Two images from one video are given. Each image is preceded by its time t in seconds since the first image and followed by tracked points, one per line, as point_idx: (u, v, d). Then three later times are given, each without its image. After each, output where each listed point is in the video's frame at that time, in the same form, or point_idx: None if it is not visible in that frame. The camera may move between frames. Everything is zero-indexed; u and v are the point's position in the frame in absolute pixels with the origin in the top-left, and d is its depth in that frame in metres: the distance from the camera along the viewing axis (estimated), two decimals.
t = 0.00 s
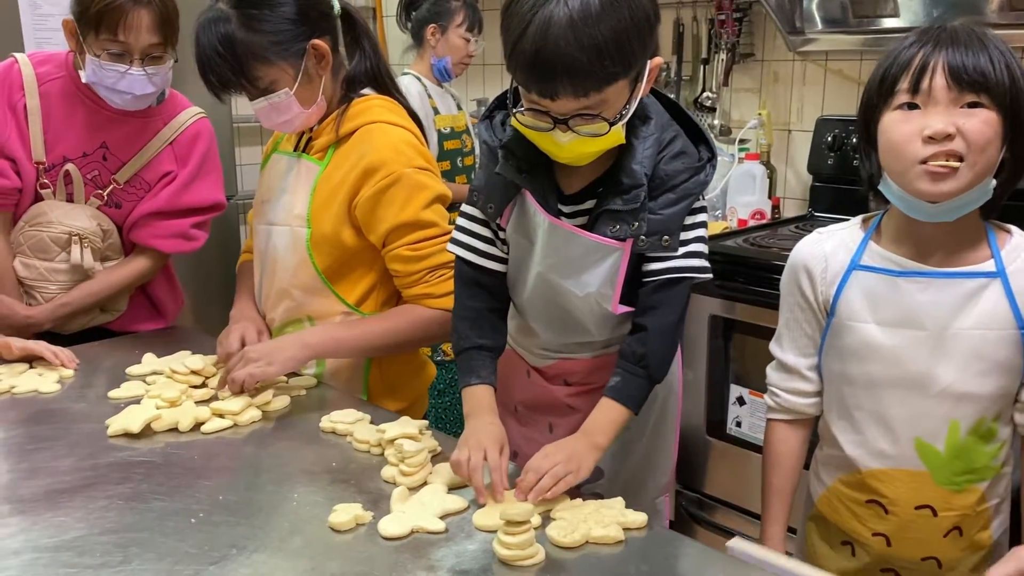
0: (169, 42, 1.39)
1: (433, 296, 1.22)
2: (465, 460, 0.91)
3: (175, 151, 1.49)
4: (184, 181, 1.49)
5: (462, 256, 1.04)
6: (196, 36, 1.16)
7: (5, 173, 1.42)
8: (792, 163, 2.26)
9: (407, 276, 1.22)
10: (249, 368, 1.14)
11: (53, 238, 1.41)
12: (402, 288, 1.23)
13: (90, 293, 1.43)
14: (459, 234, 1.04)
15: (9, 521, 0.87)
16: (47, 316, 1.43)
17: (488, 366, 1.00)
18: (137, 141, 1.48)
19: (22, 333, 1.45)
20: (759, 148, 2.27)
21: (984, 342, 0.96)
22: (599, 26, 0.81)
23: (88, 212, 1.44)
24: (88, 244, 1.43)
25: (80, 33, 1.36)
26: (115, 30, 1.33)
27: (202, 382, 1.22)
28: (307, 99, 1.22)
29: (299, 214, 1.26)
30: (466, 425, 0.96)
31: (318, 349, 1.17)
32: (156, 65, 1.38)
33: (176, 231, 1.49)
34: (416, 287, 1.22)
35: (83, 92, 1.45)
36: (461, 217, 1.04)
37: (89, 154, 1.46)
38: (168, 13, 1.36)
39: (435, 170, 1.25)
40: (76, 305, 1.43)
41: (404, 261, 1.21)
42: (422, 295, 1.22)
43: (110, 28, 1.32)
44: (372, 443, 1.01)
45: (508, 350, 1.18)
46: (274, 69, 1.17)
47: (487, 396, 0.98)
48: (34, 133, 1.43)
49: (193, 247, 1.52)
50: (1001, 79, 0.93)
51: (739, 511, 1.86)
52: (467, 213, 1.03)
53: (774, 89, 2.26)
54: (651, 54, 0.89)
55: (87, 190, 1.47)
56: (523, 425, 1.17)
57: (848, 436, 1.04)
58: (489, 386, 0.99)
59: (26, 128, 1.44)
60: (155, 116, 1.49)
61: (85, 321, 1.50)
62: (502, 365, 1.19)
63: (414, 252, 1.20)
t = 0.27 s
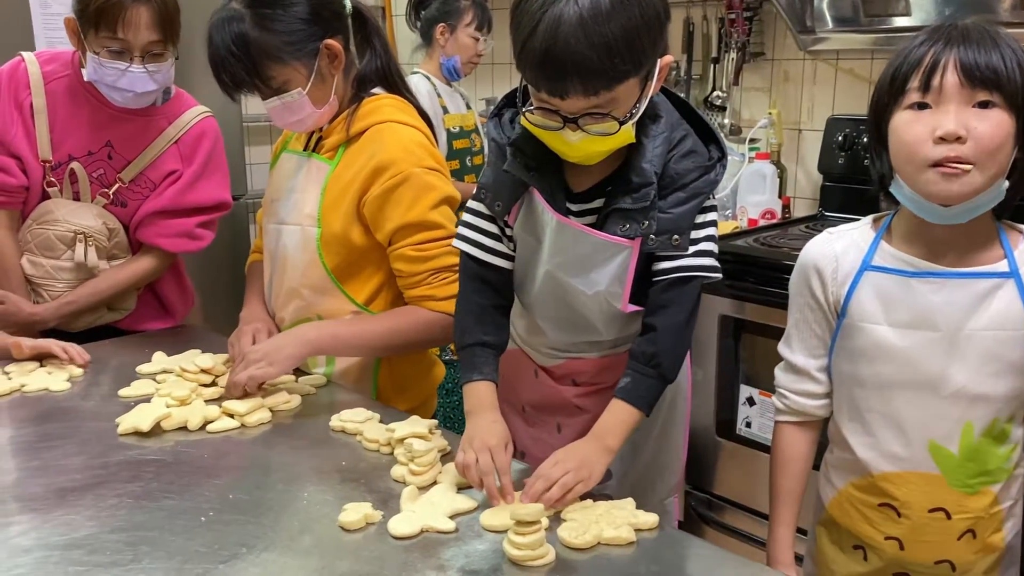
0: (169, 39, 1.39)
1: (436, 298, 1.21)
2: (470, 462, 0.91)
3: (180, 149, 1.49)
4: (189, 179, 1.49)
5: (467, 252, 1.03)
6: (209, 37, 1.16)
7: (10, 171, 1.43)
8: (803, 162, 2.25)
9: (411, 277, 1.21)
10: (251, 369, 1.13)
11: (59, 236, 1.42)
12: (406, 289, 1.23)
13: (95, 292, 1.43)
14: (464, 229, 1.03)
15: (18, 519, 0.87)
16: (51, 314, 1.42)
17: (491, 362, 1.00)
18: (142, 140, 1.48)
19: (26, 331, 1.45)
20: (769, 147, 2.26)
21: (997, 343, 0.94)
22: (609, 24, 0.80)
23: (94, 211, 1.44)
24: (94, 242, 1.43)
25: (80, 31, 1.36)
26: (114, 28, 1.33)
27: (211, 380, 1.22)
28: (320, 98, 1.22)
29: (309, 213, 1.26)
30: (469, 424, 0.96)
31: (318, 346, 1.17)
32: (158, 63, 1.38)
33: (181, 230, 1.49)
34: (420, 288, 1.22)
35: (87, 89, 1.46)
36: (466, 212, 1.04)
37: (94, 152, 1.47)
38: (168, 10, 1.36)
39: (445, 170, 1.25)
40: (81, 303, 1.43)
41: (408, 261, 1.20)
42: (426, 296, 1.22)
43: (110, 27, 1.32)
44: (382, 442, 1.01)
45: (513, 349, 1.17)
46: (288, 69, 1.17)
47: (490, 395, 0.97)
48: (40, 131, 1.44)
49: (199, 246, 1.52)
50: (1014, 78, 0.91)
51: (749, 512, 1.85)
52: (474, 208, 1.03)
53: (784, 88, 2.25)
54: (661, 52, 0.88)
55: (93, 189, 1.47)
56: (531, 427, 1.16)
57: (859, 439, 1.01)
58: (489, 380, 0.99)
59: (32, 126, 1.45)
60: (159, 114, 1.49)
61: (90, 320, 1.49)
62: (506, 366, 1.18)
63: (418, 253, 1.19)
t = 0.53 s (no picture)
0: (166, 36, 1.39)
1: (443, 297, 1.21)
2: (477, 463, 0.91)
3: (182, 147, 1.49)
4: (191, 177, 1.48)
5: (474, 251, 1.02)
6: (214, 36, 1.15)
7: (12, 168, 1.44)
8: (812, 161, 2.24)
9: (418, 277, 1.21)
10: (258, 373, 1.13)
11: (62, 234, 1.41)
12: (413, 288, 1.22)
13: (99, 291, 1.43)
14: (472, 229, 1.02)
15: (25, 518, 0.87)
16: (54, 312, 1.42)
17: (499, 365, 0.99)
18: (145, 138, 1.48)
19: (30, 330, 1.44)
20: (778, 146, 2.25)
21: (1008, 345, 0.93)
22: (613, 21, 0.80)
23: (98, 210, 1.44)
24: (97, 241, 1.43)
25: (78, 29, 1.36)
26: (109, 26, 1.33)
27: (219, 379, 1.21)
28: (326, 98, 1.22)
29: (316, 212, 1.25)
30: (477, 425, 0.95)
31: (324, 346, 1.16)
32: (155, 61, 1.38)
33: (184, 228, 1.48)
34: (427, 287, 1.21)
35: (88, 86, 1.46)
36: (474, 212, 1.03)
37: (97, 150, 1.47)
38: (164, 7, 1.35)
39: (452, 170, 1.25)
40: (84, 302, 1.43)
41: (415, 260, 1.20)
42: (433, 296, 1.21)
43: (106, 24, 1.33)
44: (389, 442, 1.01)
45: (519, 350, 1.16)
46: (294, 68, 1.16)
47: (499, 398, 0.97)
48: (42, 129, 1.44)
49: (203, 244, 1.51)
50: None
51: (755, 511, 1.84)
52: (480, 207, 1.02)
53: (793, 87, 2.24)
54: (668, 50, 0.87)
55: (96, 186, 1.47)
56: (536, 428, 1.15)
57: (867, 442, 1.00)
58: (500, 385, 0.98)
59: (35, 124, 1.45)
60: (161, 112, 1.49)
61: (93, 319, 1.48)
62: (513, 366, 1.17)
63: (425, 253, 1.19)
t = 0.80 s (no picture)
0: (163, 33, 1.38)
1: (449, 299, 1.20)
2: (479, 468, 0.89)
3: (181, 146, 1.48)
4: (189, 176, 1.47)
5: (485, 260, 1.01)
6: (220, 35, 1.14)
7: (12, 167, 1.44)
8: (819, 161, 2.23)
9: (424, 278, 1.20)
10: (265, 376, 1.12)
11: (62, 233, 1.41)
12: (419, 289, 1.22)
13: (98, 290, 1.43)
14: (482, 239, 1.01)
15: (28, 521, 0.86)
16: (53, 311, 1.42)
17: (512, 376, 0.97)
18: (144, 136, 1.47)
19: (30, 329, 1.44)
20: (785, 146, 2.23)
21: (1016, 350, 0.91)
22: (612, 13, 0.77)
23: (97, 208, 1.43)
24: (96, 240, 1.42)
25: (74, 25, 1.35)
26: (105, 22, 1.32)
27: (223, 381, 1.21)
28: (332, 98, 1.20)
29: (320, 213, 1.25)
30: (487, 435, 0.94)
31: (333, 347, 1.16)
32: (152, 58, 1.37)
33: (182, 228, 1.47)
34: (433, 288, 1.20)
35: (87, 83, 1.45)
36: (484, 221, 1.02)
37: (96, 148, 1.46)
38: (160, 4, 1.35)
39: (458, 171, 1.24)
40: (84, 300, 1.42)
41: (421, 261, 1.19)
42: (439, 297, 1.20)
43: (101, 21, 1.32)
44: (395, 445, 1.00)
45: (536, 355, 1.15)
46: (300, 67, 1.16)
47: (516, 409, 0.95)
48: (41, 127, 1.44)
49: (202, 244, 1.49)
50: None
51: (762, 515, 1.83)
52: (490, 216, 1.01)
53: (800, 86, 2.22)
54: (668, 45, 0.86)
55: (96, 185, 1.46)
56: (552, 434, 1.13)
57: (871, 448, 0.98)
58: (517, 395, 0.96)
59: (35, 122, 1.44)
60: (160, 110, 1.48)
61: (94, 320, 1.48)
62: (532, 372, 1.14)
63: (431, 254, 1.18)
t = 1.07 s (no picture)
0: (156, 26, 1.36)
1: (456, 298, 1.18)
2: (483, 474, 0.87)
3: (177, 140, 1.47)
4: (186, 170, 1.46)
5: (501, 258, 0.98)
6: (220, 32, 1.13)
7: (7, 163, 1.42)
8: (826, 159, 2.21)
9: (429, 278, 1.18)
10: (272, 373, 1.11)
11: (56, 229, 1.39)
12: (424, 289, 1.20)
13: (95, 285, 1.41)
14: (500, 235, 0.98)
15: (26, 526, 0.85)
16: (49, 308, 1.41)
17: (522, 380, 0.94)
18: (140, 131, 1.46)
19: (25, 326, 1.43)
20: (791, 144, 2.22)
21: (1019, 361, 0.86)
22: (617, 5, 0.74)
23: (92, 204, 1.42)
24: (91, 236, 1.41)
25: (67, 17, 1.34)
26: (97, 14, 1.31)
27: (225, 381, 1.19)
28: (333, 94, 1.19)
29: (323, 212, 1.23)
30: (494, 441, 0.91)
31: (338, 343, 1.14)
32: (146, 50, 1.36)
33: (180, 222, 1.47)
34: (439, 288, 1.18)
35: (82, 77, 1.44)
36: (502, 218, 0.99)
37: (91, 143, 1.45)
38: None
39: (463, 168, 1.22)
40: (80, 296, 1.41)
41: (426, 261, 1.17)
42: (444, 297, 1.18)
43: (94, 12, 1.30)
44: (399, 448, 0.98)
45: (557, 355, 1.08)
46: (302, 63, 1.14)
47: (526, 414, 0.92)
48: (37, 122, 1.42)
49: (197, 238, 1.49)
50: None
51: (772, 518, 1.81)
52: (508, 214, 0.98)
53: (807, 84, 2.20)
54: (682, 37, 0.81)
55: (91, 180, 1.45)
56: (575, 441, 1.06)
57: (864, 453, 0.94)
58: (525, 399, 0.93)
59: (29, 117, 1.43)
60: (155, 104, 1.47)
61: (89, 315, 1.46)
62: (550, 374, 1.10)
63: (437, 253, 1.16)
